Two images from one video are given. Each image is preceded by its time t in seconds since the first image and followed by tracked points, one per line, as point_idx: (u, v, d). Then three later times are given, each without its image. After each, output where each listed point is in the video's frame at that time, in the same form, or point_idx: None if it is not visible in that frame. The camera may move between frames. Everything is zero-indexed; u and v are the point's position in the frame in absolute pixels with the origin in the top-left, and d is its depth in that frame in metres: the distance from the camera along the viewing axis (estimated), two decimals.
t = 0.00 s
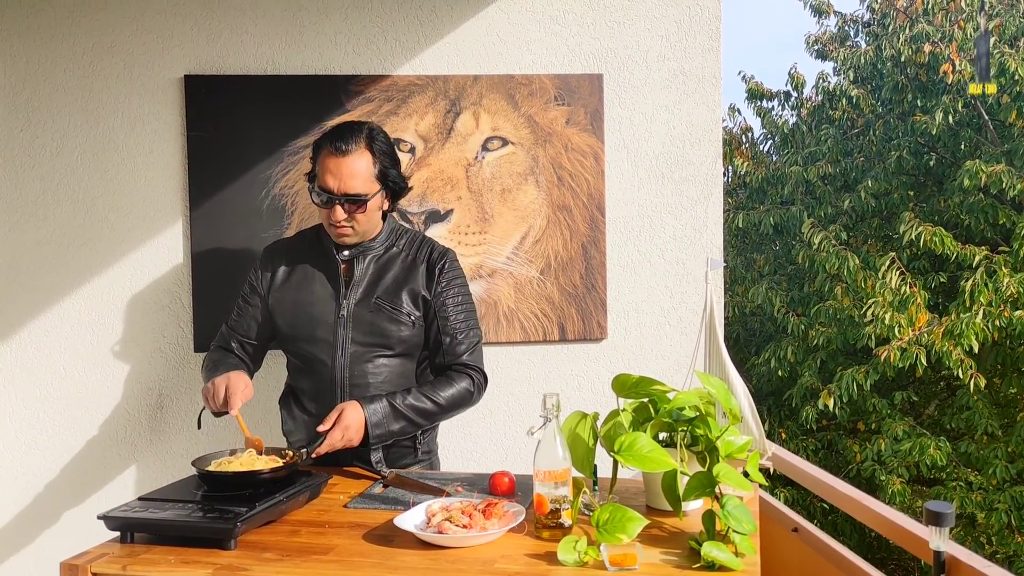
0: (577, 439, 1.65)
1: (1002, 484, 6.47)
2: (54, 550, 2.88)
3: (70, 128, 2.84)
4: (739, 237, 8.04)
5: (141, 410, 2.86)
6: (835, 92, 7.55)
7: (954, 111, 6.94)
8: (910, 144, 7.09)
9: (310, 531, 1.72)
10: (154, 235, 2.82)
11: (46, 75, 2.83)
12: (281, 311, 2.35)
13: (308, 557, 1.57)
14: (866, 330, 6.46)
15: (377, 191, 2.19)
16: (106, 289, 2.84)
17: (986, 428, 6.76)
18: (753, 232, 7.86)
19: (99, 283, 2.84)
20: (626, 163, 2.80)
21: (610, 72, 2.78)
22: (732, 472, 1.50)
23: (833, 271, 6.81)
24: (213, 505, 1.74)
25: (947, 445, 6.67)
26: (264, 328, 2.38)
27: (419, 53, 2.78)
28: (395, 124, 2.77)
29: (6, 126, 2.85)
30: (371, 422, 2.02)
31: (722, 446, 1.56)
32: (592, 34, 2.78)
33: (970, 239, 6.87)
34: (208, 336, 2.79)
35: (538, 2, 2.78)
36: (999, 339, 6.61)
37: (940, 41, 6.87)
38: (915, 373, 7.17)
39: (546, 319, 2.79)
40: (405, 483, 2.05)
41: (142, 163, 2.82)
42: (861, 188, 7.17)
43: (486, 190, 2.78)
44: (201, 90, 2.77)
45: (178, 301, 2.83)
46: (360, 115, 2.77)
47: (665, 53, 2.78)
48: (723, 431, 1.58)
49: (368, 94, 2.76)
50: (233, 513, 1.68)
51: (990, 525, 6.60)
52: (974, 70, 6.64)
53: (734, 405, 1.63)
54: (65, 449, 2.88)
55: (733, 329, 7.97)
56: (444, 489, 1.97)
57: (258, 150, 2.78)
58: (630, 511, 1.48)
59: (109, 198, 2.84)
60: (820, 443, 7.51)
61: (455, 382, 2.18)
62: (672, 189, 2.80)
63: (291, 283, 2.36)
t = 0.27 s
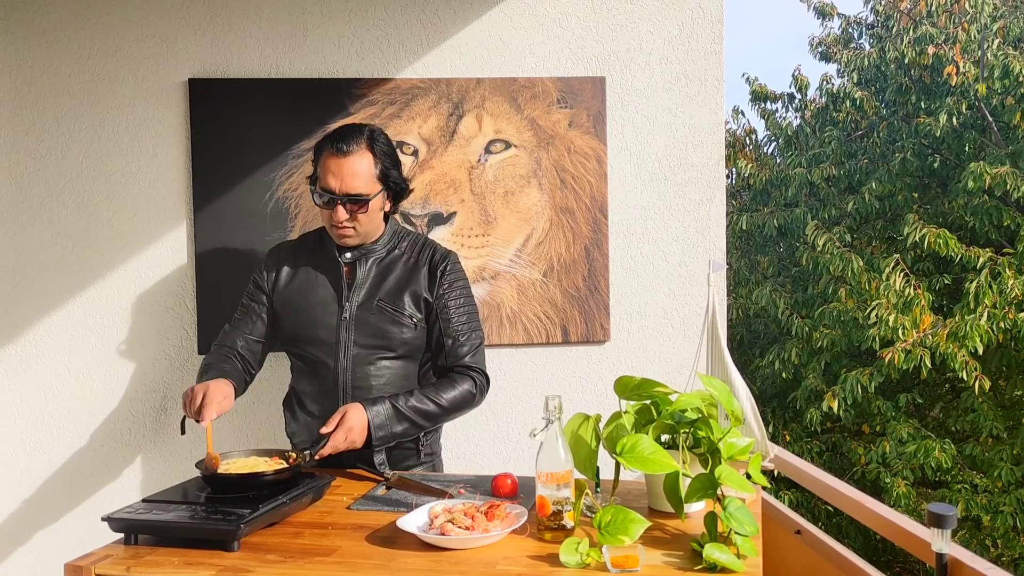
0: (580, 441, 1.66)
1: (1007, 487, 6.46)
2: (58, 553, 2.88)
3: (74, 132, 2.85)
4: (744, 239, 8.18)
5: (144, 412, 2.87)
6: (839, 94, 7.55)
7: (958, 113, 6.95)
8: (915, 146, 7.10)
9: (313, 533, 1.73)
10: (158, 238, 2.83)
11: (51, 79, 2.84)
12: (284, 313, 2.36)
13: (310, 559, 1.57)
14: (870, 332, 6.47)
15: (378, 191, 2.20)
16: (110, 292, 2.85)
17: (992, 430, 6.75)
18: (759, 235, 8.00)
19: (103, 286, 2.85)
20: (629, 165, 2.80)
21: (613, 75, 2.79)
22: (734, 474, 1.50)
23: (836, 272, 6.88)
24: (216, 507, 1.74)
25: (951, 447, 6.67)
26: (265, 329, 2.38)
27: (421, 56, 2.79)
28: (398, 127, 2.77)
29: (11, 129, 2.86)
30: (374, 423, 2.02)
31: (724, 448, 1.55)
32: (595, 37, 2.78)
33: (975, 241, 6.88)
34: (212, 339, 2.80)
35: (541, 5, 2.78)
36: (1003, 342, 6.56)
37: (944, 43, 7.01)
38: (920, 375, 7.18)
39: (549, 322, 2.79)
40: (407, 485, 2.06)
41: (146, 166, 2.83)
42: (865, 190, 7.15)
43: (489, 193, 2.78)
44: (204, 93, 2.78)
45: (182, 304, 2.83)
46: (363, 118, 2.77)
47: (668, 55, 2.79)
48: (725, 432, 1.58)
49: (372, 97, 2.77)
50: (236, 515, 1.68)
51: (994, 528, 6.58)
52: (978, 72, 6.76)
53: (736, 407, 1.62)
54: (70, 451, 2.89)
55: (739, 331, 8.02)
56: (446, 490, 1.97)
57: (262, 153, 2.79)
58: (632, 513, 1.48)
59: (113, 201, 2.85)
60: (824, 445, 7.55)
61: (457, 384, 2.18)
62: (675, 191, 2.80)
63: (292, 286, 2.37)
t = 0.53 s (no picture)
0: (585, 443, 1.63)
1: (1016, 490, 6.42)
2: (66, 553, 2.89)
3: (83, 135, 2.87)
4: (750, 241, 8.18)
5: (151, 414, 2.88)
6: (846, 95, 7.53)
7: (965, 113, 6.92)
8: (922, 148, 7.04)
9: (320, 534, 1.73)
10: (165, 240, 2.84)
11: (60, 82, 2.86)
12: (288, 314, 2.38)
13: (318, 560, 1.58)
14: (877, 334, 6.45)
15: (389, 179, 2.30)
16: (118, 293, 2.87)
17: (1001, 433, 6.70)
18: (765, 237, 7.97)
19: (111, 287, 2.87)
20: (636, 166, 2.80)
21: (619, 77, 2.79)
22: (739, 476, 1.49)
23: (843, 275, 6.81)
24: (224, 508, 1.75)
25: (959, 450, 6.65)
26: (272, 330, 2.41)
27: (428, 58, 2.80)
28: (404, 129, 2.78)
29: (20, 132, 2.88)
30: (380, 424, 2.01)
31: (730, 450, 1.55)
32: (600, 39, 2.79)
33: (983, 242, 6.83)
34: (220, 341, 2.80)
35: (547, 7, 2.79)
36: (1012, 344, 6.50)
37: (951, 44, 6.95)
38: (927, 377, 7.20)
39: (555, 324, 2.79)
40: (413, 486, 2.07)
41: (153, 169, 2.85)
42: (872, 192, 7.13)
43: (495, 195, 2.78)
44: (211, 96, 2.79)
45: (189, 306, 2.84)
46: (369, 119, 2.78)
47: (675, 57, 2.79)
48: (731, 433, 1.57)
49: (378, 99, 2.77)
50: (244, 516, 1.69)
51: (1003, 532, 6.53)
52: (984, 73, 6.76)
53: (742, 409, 1.61)
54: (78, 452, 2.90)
55: (745, 333, 8.07)
56: (452, 492, 1.97)
57: (268, 156, 2.80)
58: (637, 514, 1.49)
59: (121, 203, 2.86)
60: (831, 448, 7.54)
61: (463, 383, 2.19)
62: (682, 193, 2.80)
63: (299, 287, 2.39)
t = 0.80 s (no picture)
0: (592, 444, 1.66)
1: None
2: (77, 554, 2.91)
3: (94, 138, 2.89)
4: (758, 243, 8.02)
5: (161, 415, 2.90)
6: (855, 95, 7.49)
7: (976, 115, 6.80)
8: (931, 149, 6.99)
9: (328, 535, 1.74)
10: (175, 242, 2.86)
11: (71, 85, 2.89)
12: (300, 315, 2.57)
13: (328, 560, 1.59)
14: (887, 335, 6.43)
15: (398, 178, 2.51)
16: (128, 295, 2.88)
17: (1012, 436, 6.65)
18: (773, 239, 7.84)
19: (121, 289, 2.88)
20: (644, 169, 2.80)
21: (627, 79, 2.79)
22: (746, 477, 1.50)
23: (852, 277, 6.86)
24: (234, 508, 1.76)
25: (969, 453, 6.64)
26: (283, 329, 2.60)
27: (436, 60, 2.81)
28: (412, 131, 2.79)
29: (32, 136, 2.91)
30: (388, 425, 2.13)
31: (737, 450, 1.56)
32: (608, 41, 2.79)
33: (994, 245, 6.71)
34: (229, 342, 2.82)
35: (554, 9, 2.79)
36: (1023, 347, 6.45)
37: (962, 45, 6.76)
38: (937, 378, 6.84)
39: (563, 325, 2.80)
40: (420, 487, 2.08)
41: (163, 171, 2.86)
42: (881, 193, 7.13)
43: (503, 197, 2.79)
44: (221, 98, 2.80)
45: (199, 308, 2.86)
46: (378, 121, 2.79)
47: (682, 59, 2.79)
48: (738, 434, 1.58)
49: (386, 102, 2.79)
50: (253, 516, 1.70)
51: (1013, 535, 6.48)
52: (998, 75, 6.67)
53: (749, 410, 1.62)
54: (89, 453, 2.92)
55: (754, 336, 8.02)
56: (460, 493, 1.98)
57: (277, 158, 2.81)
58: (645, 515, 1.49)
59: (131, 205, 2.88)
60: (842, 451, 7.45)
61: (470, 385, 2.32)
62: (689, 195, 2.80)
63: (311, 289, 2.57)
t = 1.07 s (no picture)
0: (599, 446, 1.82)
1: None
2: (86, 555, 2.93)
3: (102, 141, 2.91)
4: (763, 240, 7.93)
5: (169, 417, 2.91)
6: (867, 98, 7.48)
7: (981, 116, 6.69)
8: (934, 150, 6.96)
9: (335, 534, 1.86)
10: (183, 244, 2.88)
11: (81, 88, 2.91)
12: (312, 315, 2.87)
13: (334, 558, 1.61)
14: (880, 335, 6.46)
15: (399, 177, 2.82)
16: (136, 297, 2.90)
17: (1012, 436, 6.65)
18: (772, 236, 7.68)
19: (130, 291, 2.90)
20: (650, 172, 2.80)
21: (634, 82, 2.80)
22: (752, 478, 1.64)
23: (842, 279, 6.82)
24: (242, 508, 1.87)
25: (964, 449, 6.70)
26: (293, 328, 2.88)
27: (441, 62, 2.81)
28: (419, 133, 2.81)
29: (41, 138, 2.93)
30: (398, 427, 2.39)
31: (745, 452, 1.70)
32: (614, 43, 2.80)
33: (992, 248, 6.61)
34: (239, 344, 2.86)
35: (559, 11, 2.80)
36: None
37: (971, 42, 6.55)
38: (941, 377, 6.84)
39: (569, 327, 2.80)
40: (426, 486, 2.15)
41: (170, 174, 2.88)
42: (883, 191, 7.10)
43: (509, 199, 2.79)
44: (230, 103, 2.84)
45: (207, 310, 2.88)
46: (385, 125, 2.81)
47: (688, 60, 2.79)
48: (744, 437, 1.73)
49: (393, 104, 2.81)
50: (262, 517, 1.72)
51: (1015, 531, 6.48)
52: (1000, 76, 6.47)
53: (753, 411, 1.78)
54: (97, 455, 2.94)
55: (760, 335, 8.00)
56: (467, 495, 2.06)
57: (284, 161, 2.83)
58: (651, 517, 1.65)
59: (140, 208, 2.89)
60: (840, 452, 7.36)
61: (478, 380, 2.82)
62: (696, 196, 2.81)
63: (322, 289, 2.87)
